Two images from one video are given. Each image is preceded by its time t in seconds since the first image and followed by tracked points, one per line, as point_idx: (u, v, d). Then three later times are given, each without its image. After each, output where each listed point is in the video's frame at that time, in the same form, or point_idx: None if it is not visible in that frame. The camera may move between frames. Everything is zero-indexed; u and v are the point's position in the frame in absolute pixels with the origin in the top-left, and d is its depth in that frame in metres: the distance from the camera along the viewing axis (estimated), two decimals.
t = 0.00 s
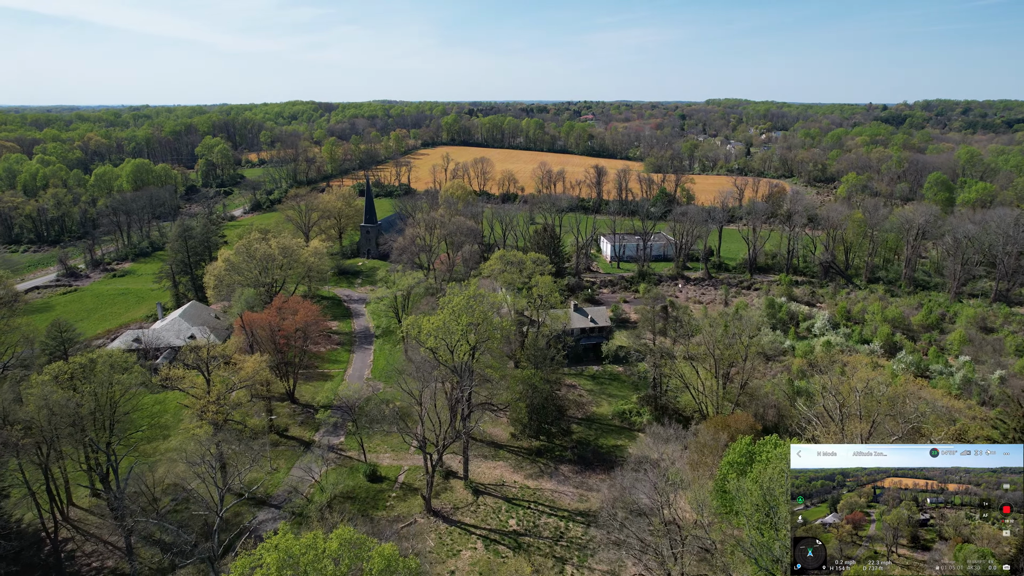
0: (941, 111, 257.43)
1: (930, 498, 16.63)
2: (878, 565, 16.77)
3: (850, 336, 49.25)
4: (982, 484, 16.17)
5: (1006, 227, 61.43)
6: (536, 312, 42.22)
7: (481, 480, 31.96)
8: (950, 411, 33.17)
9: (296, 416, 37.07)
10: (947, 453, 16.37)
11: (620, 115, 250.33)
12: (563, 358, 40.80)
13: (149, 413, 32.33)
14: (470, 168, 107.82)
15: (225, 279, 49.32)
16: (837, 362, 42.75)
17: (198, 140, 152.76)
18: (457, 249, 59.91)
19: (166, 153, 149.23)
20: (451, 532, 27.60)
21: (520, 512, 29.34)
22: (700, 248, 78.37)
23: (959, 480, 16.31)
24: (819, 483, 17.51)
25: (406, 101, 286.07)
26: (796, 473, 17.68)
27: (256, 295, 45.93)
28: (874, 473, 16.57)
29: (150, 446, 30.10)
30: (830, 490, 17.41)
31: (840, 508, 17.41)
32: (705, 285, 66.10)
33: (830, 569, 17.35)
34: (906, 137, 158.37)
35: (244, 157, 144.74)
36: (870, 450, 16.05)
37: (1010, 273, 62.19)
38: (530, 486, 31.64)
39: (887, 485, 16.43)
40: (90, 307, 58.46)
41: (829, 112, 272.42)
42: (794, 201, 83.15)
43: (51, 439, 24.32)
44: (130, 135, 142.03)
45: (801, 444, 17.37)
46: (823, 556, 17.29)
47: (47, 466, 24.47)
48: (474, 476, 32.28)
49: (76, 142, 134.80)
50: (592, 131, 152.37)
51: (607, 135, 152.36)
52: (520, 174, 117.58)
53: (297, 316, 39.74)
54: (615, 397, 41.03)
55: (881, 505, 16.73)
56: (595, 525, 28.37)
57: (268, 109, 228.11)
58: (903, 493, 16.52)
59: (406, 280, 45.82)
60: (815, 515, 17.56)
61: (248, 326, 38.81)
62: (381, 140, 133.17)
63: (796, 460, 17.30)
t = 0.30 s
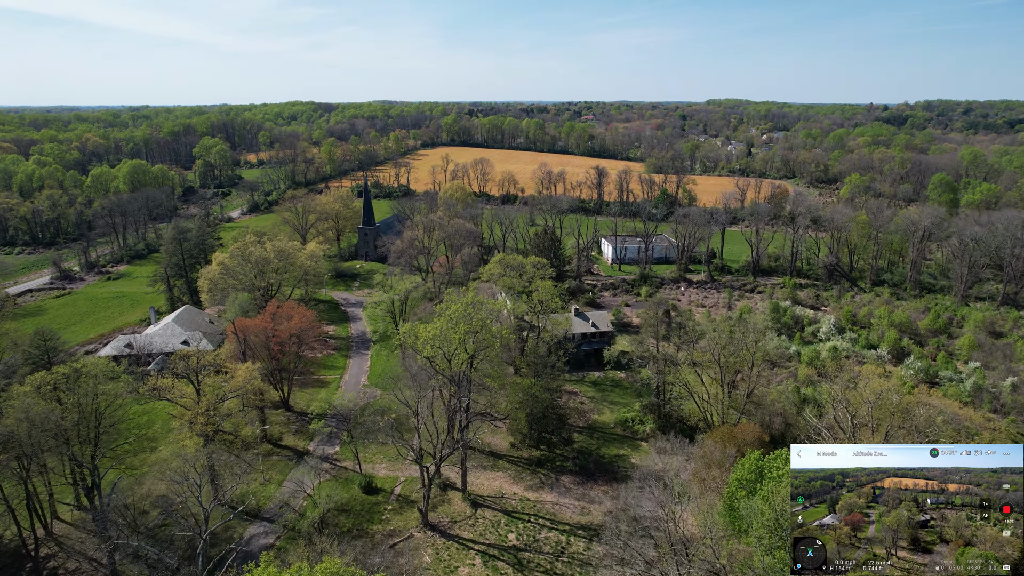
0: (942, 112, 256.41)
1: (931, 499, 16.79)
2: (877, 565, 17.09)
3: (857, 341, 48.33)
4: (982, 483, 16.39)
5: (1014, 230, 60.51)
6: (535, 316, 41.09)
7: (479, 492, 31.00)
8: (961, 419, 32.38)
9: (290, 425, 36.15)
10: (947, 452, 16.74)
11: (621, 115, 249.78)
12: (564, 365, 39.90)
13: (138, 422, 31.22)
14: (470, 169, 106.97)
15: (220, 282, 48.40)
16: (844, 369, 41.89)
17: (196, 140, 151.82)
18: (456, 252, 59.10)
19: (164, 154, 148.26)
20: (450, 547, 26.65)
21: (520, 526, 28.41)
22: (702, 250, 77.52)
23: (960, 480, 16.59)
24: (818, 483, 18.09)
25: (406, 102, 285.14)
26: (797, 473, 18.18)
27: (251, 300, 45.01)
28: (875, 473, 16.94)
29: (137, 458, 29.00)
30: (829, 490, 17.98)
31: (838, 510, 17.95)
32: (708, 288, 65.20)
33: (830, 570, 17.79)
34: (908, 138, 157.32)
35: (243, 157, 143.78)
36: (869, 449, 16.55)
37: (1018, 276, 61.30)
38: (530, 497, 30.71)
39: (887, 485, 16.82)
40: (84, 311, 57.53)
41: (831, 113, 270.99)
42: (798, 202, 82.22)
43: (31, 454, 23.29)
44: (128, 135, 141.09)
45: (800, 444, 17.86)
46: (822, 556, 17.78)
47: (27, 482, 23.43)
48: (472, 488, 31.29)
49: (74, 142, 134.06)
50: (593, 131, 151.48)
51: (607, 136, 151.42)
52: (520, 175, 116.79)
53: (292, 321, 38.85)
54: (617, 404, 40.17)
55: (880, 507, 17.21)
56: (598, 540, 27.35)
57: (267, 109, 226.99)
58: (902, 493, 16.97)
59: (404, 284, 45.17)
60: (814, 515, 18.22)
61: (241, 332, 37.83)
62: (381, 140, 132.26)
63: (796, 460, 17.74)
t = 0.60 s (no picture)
0: (943, 112, 255.68)
1: (931, 499, 16.75)
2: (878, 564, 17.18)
3: (863, 346, 47.30)
4: (982, 484, 16.32)
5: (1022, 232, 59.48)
6: (535, 322, 40.09)
7: (477, 504, 30.02)
8: (974, 427, 31.41)
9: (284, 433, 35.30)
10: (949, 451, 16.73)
11: (622, 116, 248.82)
12: (564, 372, 39.03)
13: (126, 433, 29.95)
14: (470, 169, 106.05)
15: (213, 287, 47.40)
16: (851, 376, 40.90)
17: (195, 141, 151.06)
18: (454, 254, 58.19)
19: (162, 155, 147.48)
20: (447, 563, 25.67)
21: (519, 540, 27.45)
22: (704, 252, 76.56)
23: (961, 480, 16.51)
24: (818, 483, 17.99)
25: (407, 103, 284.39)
26: (796, 474, 18.01)
27: (245, 305, 44.06)
28: (874, 473, 16.89)
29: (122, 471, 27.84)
30: (828, 490, 17.88)
31: (837, 511, 17.83)
32: (711, 291, 64.24)
33: (829, 570, 17.82)
34: (910, 138, 156.35)
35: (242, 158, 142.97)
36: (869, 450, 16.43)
37: None
38: (530, 511, 29.70)
39: (888, 486, 16.74)
40: (76, 315, 56.59)
41: (833, 113, 269.76)
42: (800, 204, 81.27)
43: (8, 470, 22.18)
44: (126, 136, 140.33)
45: (801, 444, 17.87)
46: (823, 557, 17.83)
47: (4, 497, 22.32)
48: (470, 501, 30.30)
49: (72, 142, 133.51)
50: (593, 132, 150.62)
51: (608, 136, 150.54)
52: (521, 176, 115.83)
53: (286, 328, 37.81)
54: (619, 412, 39.12)
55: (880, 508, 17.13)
56: (601, 556, 26.35)
57: (267, 110, 226.30)
58: (901, 493, 16.91)
59: (401, 289, 45.15)
60: (812, 517, 18.10)
61: (233, 338, 36.74)
62: (380, 141, 131.48)
63: (796, 459, 17.76)
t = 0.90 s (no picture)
0: (945, 112, 254.36)
1: (931, 500, 18.68)
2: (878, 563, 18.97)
3: (870, 351, 46.30)
4: (982, 484, 17.99)
5: None
6: (535, 326, 39.04)
7: (476, 517, 29.05)
8: (987, 436, 30.59)
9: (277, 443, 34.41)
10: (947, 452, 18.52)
11: (622, 117, 247.66)
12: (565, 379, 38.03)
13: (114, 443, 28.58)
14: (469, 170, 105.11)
15: (206, 290, 46.41)
16: (859, 383, 40.08)
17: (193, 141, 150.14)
18: (454, 257, 57.26)
19: (160, 155, 146.63)
20: None
21: (518, 555, 26.44)
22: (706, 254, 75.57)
23: (960, 480, 18.23)
24: (817, 483, 19.42)
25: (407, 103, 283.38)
26: (798, 474, 19.28)
27: (238, 310, 43.09)
28: (874, 472, 18.20)
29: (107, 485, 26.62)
30: (827, 490, 19.35)
31: (836, 512, 19.26)
32: (714, 294, 63.33)
33: (829, 570, 18.97)
34: (913, 138, 155.28)
35: (240, 158, 142.09)
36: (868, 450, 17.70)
37: None
38: (530, 524, 28.74)
39: (887, 486, 18.21)
40: (69, 319, 55.71)
41: (835, 114, 268.27)
42: (804, 205, 80.40)
43: None
44: (124, 136, 139.61)
45: (801, 444, 19.12)
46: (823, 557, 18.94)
47: None
48: (468, 513, 29.33)
49: (68, 143, 132.31)
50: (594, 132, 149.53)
51: (609, 137, 149.57)
52: (521, 176, 114.91)
53: (279, 334, 36.81)
54: (621, 420, 38.24)
55: (881, 508, 18.74)
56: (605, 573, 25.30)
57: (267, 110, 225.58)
58: (901, 493, 18.48)
59: (398, 293, 43.97)
60: (811, 517, 19.49)
61: (225, 345, 35.81)
62: (379, 142, 130.72)
63: (797, 460, 18.99)
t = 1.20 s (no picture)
0: (947, 112, 252.93)
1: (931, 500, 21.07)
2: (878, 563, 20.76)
3: (877, 356, 45.36)
4: (983, 484, 20.09)
5: None
6: (535, 331, 37.95)
7: (474, 532, 28.06)
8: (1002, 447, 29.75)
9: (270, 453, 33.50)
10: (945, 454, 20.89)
11: (623, 117, 246.40)
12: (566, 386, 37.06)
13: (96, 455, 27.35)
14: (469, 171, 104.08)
15: (200, 295, 45.47)
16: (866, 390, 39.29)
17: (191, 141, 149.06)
18: (452, 260, 56.42)
19: (158, 156, 145.61)
20: None
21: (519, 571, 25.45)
22: (709, 256, 74.62)
23: (959, 481, 20.37)
24: (817, 483, 21.79)
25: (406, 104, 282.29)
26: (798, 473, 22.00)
27: (231, 315, 42.15)
28: (873, 472, 20.54)
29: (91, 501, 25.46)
30: (826, 491, 21.60)
31: (835, 513, 21.22)
32: (717, 297, 62.41)
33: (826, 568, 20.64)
34: (915, 138, 154.10)
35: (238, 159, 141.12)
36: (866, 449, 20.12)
37: None
38: (530, 539, 27.71)
39: (885, 485, 20.50)
40: (61, 323, 54.77)
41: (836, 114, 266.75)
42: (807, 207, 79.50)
43: None
44: (122, 137, 138.57)
45: (802, 445, 21.82)
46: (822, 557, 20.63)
47: None
48: (466, 527, 28.34)
49: (65, 143, 131.43)
50: (594, 133, 148.55)
51: (609, 137, 148.48)
52: (521, 178, 114.03)
53: (272, 341, 35.83)
54: (623, 429, 37.23)
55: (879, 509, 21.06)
56: None
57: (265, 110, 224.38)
58: (900, 493, 20.83)
59: (394, 298, 42.90)
60: (811, 518, 21.44)
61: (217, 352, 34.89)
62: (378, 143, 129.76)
63: (798, 459, 21.70)
